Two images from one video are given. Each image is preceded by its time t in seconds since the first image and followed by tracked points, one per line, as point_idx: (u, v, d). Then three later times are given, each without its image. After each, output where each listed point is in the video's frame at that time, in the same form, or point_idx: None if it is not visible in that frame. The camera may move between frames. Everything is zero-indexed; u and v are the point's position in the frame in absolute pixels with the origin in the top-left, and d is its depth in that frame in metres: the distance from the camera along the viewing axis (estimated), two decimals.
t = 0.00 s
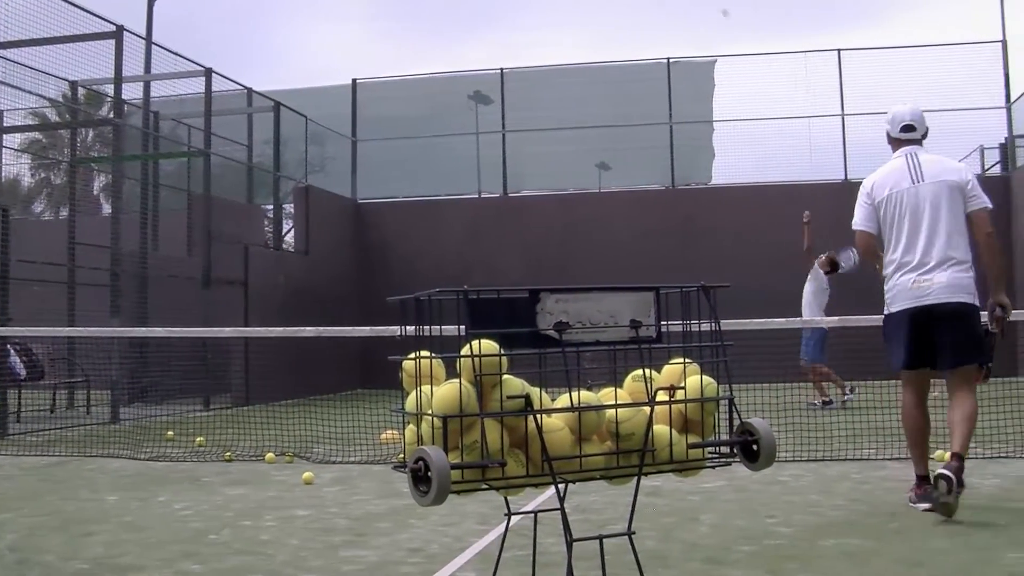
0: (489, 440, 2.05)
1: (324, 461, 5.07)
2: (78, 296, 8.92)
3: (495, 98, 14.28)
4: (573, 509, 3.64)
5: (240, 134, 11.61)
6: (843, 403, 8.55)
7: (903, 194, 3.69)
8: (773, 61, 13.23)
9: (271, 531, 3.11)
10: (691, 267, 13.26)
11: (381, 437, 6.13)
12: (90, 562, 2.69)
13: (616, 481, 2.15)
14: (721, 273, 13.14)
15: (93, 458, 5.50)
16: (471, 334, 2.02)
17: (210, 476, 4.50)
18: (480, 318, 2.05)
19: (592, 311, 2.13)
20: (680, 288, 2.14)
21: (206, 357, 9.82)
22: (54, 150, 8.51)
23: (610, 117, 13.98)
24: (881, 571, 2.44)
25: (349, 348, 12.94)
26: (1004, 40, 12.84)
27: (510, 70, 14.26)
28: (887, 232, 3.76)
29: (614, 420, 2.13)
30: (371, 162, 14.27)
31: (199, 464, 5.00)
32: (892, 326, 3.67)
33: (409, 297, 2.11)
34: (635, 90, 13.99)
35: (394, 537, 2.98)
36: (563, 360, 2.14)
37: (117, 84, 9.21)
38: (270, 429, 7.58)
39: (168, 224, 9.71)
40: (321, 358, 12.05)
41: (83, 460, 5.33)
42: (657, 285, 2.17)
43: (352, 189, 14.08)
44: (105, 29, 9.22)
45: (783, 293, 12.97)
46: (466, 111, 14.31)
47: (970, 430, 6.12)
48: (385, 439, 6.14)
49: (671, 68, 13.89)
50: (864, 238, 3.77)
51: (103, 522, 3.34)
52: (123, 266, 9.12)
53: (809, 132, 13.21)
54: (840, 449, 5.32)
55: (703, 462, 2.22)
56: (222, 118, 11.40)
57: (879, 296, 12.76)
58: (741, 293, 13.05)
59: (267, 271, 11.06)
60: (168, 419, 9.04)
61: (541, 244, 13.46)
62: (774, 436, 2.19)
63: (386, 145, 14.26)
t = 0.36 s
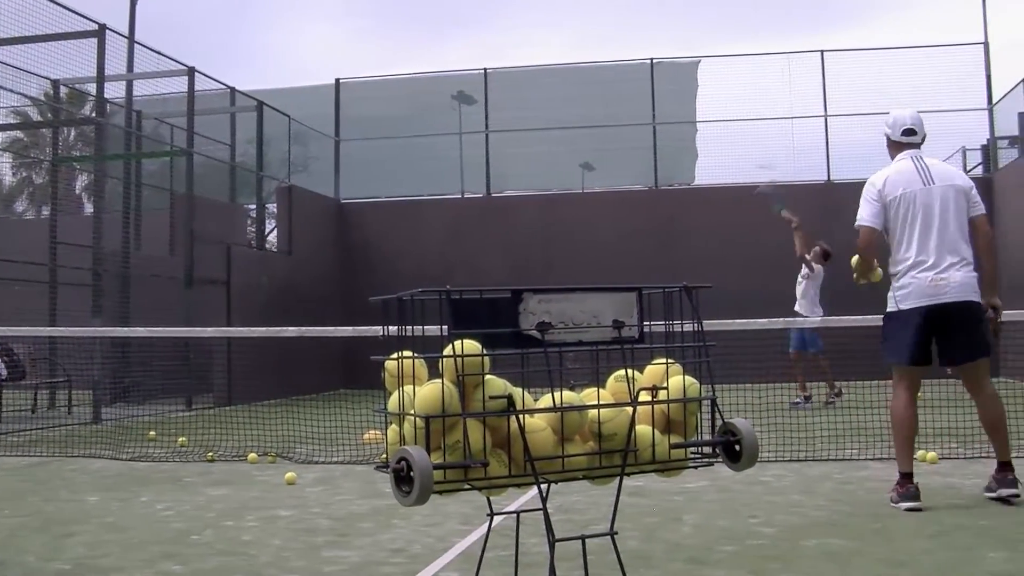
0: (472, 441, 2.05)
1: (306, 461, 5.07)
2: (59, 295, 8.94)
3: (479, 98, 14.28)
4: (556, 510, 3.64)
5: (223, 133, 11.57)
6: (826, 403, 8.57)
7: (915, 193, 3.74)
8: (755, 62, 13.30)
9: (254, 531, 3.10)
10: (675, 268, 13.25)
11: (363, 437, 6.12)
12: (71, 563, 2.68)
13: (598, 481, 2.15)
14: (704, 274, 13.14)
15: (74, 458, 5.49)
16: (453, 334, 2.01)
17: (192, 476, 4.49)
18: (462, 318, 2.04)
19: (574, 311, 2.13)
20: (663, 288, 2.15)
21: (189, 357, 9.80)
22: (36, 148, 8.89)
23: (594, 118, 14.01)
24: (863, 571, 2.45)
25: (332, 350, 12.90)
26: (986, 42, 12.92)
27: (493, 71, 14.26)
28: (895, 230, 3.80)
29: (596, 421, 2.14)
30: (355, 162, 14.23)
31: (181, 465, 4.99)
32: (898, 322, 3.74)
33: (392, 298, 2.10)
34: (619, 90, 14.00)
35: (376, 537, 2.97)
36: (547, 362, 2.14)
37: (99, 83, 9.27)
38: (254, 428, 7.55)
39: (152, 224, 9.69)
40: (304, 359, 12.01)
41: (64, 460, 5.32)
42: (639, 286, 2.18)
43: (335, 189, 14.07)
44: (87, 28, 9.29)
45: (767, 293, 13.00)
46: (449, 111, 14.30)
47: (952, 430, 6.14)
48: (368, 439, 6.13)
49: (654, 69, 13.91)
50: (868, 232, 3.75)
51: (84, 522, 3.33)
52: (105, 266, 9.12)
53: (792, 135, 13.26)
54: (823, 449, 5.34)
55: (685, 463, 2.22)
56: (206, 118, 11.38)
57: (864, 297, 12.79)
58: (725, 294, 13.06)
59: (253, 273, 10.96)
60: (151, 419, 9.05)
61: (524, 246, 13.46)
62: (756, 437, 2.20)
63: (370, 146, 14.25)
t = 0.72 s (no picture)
0: (452, 441, 2.05)
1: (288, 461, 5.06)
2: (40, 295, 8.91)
3: (462, 98, 14.27)
4: (539, 509, 3.65)
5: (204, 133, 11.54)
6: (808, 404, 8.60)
7: (969, 195, 3.78)
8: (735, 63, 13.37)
9: (236, 532, 3.09)
10: (657, 269, 13.27)
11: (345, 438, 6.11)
12: (51, 564, 2.67)
13: (578, 482, 2.15)
14: (686, 274, 13.17)
15: (55, 458, 5.47)
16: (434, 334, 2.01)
17: (174, 477, 4.48)
18: (443, 318, 2.04)
19: (556, 312, 2.13)
20: (644, 289, 2.16)
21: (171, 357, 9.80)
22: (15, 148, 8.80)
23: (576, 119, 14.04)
24: (843, 571, 2.46)
25: (313, 350, 12.88)
26: (966, 45, 12.98)
27: (475, 71, 14.24)
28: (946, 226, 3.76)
29: (578, 422, 2.14)
30: (337, 161, 14.24)
31: (163, 465, 4.98)
32: (950, 318, 3.68)
33: (374, 298, 2.10)
34: (601, 91, 14.02)
35: (358, 537, 2.98)
36: (528, 363, 2.14)
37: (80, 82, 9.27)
38: (232, 428, 7.54)
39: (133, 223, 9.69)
40: (285, 360, 11.99)
41: (45, 460, 5.30)
42: (621, 287, 2.18)
43: (317, 189, 14.05)
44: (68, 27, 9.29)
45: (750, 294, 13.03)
46: (431, 111, 14.30)
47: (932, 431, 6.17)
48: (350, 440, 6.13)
49: (637, 69, 13.96)
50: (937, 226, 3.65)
51: (65, 523, 3.31)
52: (86, 266, 9.09)
53: (773, 137, 13.37)
54: (804, 449, 5.36)
55: (667, 463, 2.23)
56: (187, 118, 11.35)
57: (847, 296, 12.84)
58: (707, 294, 13.08)
59: (233, 273, 10.95)
60: (132, 419, 9.05)
61: (505, 247, 13.47)
62: (736, 437, 2.20)
63: (352, 146, 14.24)
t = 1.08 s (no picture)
0: (433, 441, 2.04)
1: (269, 462, 5.05)
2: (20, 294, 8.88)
3: (443, 98, 14.25)
4: (522, 510, 3.66)
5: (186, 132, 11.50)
6: (788, 406, 8.62)
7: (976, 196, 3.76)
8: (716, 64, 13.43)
9: (216, 532, 3.09)
10: (638, 269, 13.29)
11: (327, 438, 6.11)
12: (28, 565, 2.67)
13: (560, 481, 2.15)
14: (668, 275, 13.19)
15: (34, 459, 5.44)
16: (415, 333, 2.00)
17: (155, 477, 4.47)
18: (424, 318, 2.04)
19: (535, 313, 2.13)
20: (625, 289, 2.16)
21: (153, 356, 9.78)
22: None
23: (558, 119, 14.03)
24: (824, 571, 2.47)
25: (294, 351, 12.87)
26: (948, 47, 13.02)
27: (457, 71, 14.22)
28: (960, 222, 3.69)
29: (560, 422, 2.14)
30: (317, 161, 14.23)
31: (142, 465, 4.97)
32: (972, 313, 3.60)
33: (355, 297, 2.10)
34: (583, 91, 14.03)
35: (339, 537, 2.97)
36: (509, 363, 2.15)
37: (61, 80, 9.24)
38: (211, 429, 7.54)
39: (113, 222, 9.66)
40: (266, 360, 11.99)
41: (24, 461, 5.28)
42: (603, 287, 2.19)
43: (298, 189, 14.03)
44: (50, 25, 9.28)
45: (731, 295, 13.06)
46: (413, 111, 14.28)
47: (912, 431, 6.21)
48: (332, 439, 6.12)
49: (619, 69, 13.97)
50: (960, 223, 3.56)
51: (44, 524, 3.30)
52: (67, 266, 9.04)
53: (756, 137, 13.37)
54: (786, 449, 5.39)
55: (648, 463, 2.23)
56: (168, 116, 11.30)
57: (825, 297, 12.93)
58: (689, 294, 13.11)
59: (214, 272, 10.94)
60: (112, 420, 9.04)
61: (486, 246, 13.47)
62: (718, 437, 2.20)
63: (333, 145, 14.23)
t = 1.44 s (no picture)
0: (413, 442, 2.04)
1: (250, 462, 5.05)
2: None
3: (425, 98, 14.22)
4: (504, 510, 3.66)
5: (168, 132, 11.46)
6: (767, 407, 8.63)
7: (956, 192, 3.65)
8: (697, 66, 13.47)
9: (195, 533, 3.08)
10: (618, 269, 13.30)
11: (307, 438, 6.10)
12: (4, 566, 2.66)
13: (540, 481, 2.15)
14: (648, 275, 13.21)
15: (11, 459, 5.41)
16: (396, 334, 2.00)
17: (135, 478, 4.46)
18: (403, 318, 2.03)
19: (516, 314, 2.13)
20: (605, 290, 2.15)
21: (133, 356, 9.76)
22: None
23: (540, 119, 14.02)
24: (803, 571, 2.48)
25: (275, 352, 12.85)
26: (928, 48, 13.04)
27: (438, 71, 14.21)
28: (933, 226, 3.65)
29: (540, 422, 2.14)
30: (299, 162, 14.22)
31: (122, 466, 4.95)
32: (940, 319, 3.59)
33: (334, 298, 2.09)
34: (566, 91, 14.03)
35: (320, 538, 2.97)
36: (489, 363, 2.15)
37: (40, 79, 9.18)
38: (190, 429, 7.53)
39: (93, 222, 9.62)
40: (247, 360, 12.00)
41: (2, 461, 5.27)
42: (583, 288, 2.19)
43: (279, 190, 14.00)
44: (29, 24, 9.21)
45: (713, 296, 13.08)
46: (395, 111, 14.24)
47: (891, 432, 6.24)
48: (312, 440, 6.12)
49: (600, 70, 13.98)
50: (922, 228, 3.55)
51: (22, 525, 3.29)
52: (46, 266, 8.98)
53: (736, 138, 13.41)
54: (766, 449, 5.40)
55: (628, 463, 2.23)
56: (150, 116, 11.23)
57: (805, 297, 12.98)
58: (669, 294, 13.14)
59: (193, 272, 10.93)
60: (91, 420, 9.05)
61: (467, 247, 13.47)
62: (697, 438, 2.21)
63: (315, 145, 14.22)
